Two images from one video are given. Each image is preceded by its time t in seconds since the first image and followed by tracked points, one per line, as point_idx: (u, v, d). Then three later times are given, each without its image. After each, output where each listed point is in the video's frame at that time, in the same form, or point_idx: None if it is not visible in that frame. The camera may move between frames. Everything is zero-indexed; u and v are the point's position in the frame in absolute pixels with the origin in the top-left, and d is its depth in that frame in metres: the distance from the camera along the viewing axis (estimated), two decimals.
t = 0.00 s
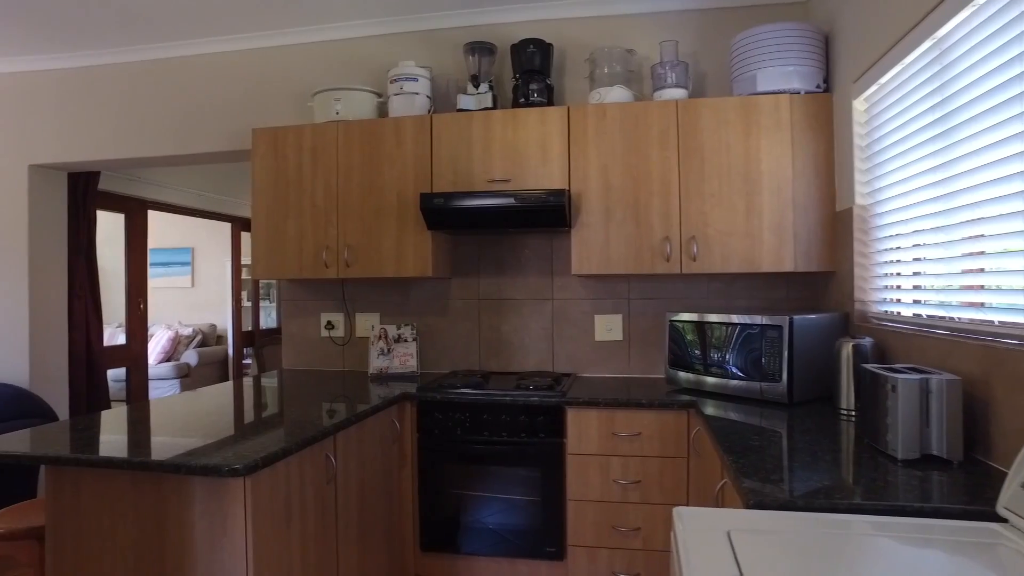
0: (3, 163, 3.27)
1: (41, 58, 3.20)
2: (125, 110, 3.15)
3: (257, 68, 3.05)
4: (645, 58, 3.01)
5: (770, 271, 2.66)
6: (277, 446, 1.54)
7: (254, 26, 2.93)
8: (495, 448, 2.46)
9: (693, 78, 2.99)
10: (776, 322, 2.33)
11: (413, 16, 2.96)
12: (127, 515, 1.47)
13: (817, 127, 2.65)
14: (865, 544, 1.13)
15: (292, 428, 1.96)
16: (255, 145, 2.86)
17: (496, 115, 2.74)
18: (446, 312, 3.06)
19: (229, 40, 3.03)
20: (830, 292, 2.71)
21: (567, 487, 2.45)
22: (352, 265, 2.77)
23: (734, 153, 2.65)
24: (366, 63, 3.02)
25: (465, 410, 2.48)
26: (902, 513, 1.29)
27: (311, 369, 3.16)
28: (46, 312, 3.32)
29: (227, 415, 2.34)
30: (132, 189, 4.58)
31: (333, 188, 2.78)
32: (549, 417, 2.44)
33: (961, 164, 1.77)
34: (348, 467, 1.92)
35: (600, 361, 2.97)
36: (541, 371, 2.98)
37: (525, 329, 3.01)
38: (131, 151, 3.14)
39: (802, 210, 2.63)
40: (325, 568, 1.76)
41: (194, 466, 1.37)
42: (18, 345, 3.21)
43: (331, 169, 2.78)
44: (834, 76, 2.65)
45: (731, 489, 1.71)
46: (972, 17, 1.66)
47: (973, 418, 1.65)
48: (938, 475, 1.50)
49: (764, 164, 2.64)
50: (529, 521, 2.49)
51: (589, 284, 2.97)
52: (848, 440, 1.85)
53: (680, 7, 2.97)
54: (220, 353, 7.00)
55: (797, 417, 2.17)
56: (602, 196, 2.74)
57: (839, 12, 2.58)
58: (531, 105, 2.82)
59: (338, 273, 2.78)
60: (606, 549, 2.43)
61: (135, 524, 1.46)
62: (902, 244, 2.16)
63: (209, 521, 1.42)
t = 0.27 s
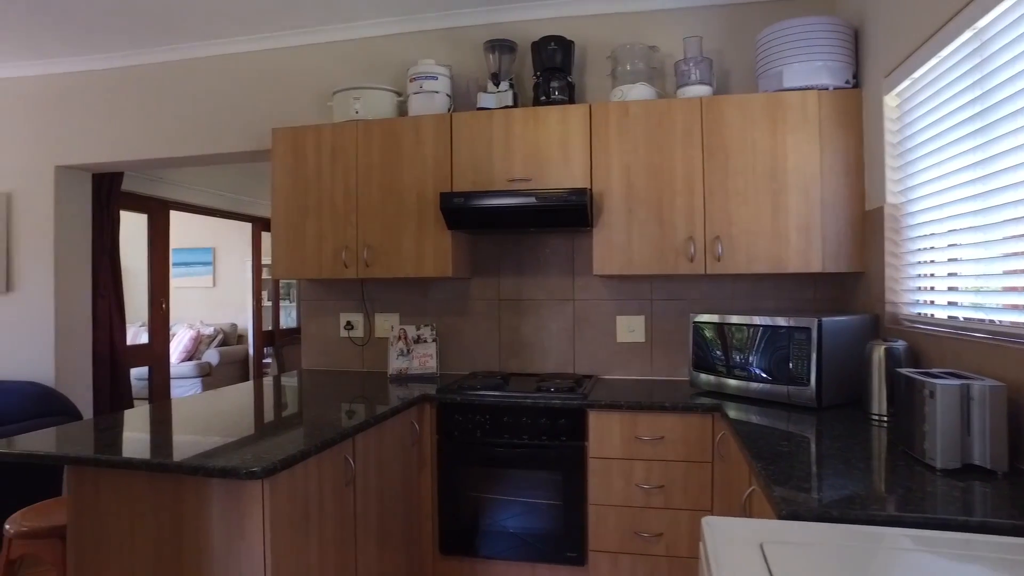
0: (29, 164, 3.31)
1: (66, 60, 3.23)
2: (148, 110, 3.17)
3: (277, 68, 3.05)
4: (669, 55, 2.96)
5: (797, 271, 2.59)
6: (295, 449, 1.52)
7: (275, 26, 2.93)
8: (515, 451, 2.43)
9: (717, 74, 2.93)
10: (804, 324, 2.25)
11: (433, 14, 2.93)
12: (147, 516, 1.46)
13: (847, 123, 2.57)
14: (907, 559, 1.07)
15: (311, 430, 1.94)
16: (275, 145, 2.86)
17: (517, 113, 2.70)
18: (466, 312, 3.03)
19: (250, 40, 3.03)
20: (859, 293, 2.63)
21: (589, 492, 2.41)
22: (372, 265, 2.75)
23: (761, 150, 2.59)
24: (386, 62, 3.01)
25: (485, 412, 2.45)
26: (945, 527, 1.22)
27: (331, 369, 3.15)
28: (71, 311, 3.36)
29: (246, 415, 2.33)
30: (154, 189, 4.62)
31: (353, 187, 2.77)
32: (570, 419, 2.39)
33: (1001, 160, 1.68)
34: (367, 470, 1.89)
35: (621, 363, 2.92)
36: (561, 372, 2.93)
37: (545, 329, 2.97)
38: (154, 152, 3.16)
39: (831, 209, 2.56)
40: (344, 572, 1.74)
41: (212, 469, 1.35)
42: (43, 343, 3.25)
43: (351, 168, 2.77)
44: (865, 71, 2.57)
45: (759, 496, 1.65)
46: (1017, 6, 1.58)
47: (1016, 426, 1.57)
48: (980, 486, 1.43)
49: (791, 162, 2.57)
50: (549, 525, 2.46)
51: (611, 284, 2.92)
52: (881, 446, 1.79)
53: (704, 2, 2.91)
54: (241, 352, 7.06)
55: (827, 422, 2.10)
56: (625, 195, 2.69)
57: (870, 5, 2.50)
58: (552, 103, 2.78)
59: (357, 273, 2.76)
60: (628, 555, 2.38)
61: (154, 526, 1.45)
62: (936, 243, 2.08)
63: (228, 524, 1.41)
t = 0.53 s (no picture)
0: (57, 166, 3.35)
1: (92, 63, 3.27)
2: (172, 112, 3.19)
3: (299, 68, 3.04)
4: (694, 51, 2.89)
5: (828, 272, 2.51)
6: (315, 452, 1.50)
7: (296, 25, 2.92)
8: (537, 454, 2.39)
9: (744, 70, 2.85)
10: (835, 326, 2.16)
11: (455, 12, 2.91)
12: (166, 518, 1.44)
13: (881, 118, 2.48)
14: None
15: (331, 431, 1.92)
16: (296, 145, 2.85)
17: (539, 111, 2.66)
18: (487, 313, 3.00)
19: (272, 41, 3.03)
20: (889, 296, 2.54)
21: (612, 497, 2.36)
22: (392, 265, 2.73)
23: (791, 147, 2.51)
24: (407, 60, 2.98)
25: (506, 415, 2.41)
26: (995, 546, 1.15)
27: (352, 370, 3.14)
28: (97, 310, 3.39)
29: (268, 415, 2.32)
30: (178, 190, 4.67)
31: (374, 187, 2.75)
32: (593, 423, 2.35)
33: None
34: (387, 473, 1.87)
35: (646, 365, 2.86)
36: (584, 374, 2.89)
37: (568, 331, 2.92)
38: (178, 152, 3.18)
39: (864, 208, 2.47)
40: None
41: (231, 472, 1.33)
42: (70, 342, 3.29)
43: (373, 168, 2.75)
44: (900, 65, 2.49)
45: (788, 504, 1.58)
46: None
47: None
48: None
49: (823, 159, 2.49)
50: (572, 530, 2.41)
51: (635, 285, 2.87)
52: (920, 455, 1.71)
53: None
54: (263, 352, 7.11)
55: (859, 428, 2.02)
56: (649, 194, 2.63)
57: None
58: (575, 101, 2.74)
59: (377, 273, 2.74)
60: (652, 562, 2.33)
61: (174, 529, 1.44)
62: (975, 244, 1.99)
63: (247, 528, 1.39)
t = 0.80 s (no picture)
0: (84, 167, 3.39)
1: (118, 64, 3.30)
2: (195, 112, 3.21)
3: (320, 67, 3.03)
4: (721, 45, 2.82)
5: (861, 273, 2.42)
6: (334, 455, 1.47)
7: (317, 24, 2.91)
8: (560, 457, 2.34)
9: (773, 65, 2.77)
10: (870, 329, 2.07)
11: (476, 9, 2.87)
12: (183, 519, 1.43)
13: (918, 112, 2.38)
14: None
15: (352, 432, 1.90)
16: (318, 144, 2.84)
17: (562, 108, 2.61)
18: (509, 314, 2.95)
19: (294, 40, 3.03)
20: (928, 296, 2.44)
21: (637, 502, 2.30)
22: (413, 265, 2.70)
23: (823, 143, 2.43)
24: (429, 58, 2.95)
25: (528, 417, 2.36)
26: None
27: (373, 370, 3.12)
28: (123, 309, 3.42)
29: (288, 416, 2.31)
30: (202, 190, 4.71)
31: (395, 186, 2.73)
32: (618, 426, 2.29)
33: None
34: (407, 476, 1.83)
35: (671, 367, 2.80)
36: (608, 377, 2.83)
37: (591, 332, 2.87)
38: (201, 153, 3.19)
39: (900, 205, 2.38)
40: None
41: (248, 474, 1.30)
42: (97, 341, 3.32)
43: (394, 166, 2.73)
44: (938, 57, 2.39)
45: (823, 512, 1.50)
46: None
47: None
48: None
49: (856, 155, 2.41)
50: (595, 535, 2.36)
51: (660, 285, 2.80)
52: (963, 464, 1.62)
53: None
54: (285, 351, 7.16)
55: (897, 434, 1.92)
56: (675, 192, 2.57)
57: None
58: (599, 97, 2.68)
59: (398, 272, 2.72)
60: (678, 570, 2.26)
61: (191, 529, 1.42)
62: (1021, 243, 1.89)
63: (264, 530, 1.36)
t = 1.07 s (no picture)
0: (110, 167, 3.43)
1: (144, 65, 3.32)
2: (218, 112, 3.22)
3: (342, 65, 3.02)
4: (750, 38, 2.74)
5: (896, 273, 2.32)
6: (352, 457, 1.44)
7: (338, 22, 2.90)
8: (583, 461, 2.28)
9: (804, 58, 2.68)
10: (906, 331, 1.98)
11: (498, 5, 2.83)
12: (200, 521, 1.41)
13: (959, 105, 2.27)
14: None
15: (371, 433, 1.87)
16: (339, 142, 2.82)
17: (585, 104, 2.56)
18: (531, 314, 2.91)
19: (315, 38, 3.02)
20: (969, 297, 2.33)
21: (662, 508, 2.23)
22: (434, 264, 2.67)
23: (857, 137, 2.33)
24: (450, 55, 2.92)
25: (550, 420, 2.32)
26: None
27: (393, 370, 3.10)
28: (147, 307, 3.45)
29: (309, 415, 2.30)
30: (226, 190, 4.75)
31: (416, 184, 2.70)
32: (643, 430, 2.23)
33: None
34: (427, 479, 1.80)
35: (697, 369, 2.73)
36: (632, 378, 2.77)
37: (614, 333, 2.81)
38: (224, 152, 3.20)
39: (939, 202, 2.28)
40: None
41: (264, 477, 1.28)
42: (122, 339, 3.36)
43: (415, 164, 2.70)
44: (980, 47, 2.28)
45: (860, 523, 1.42)
46: None
47: None
48: None
49: (892, 150, 2.31)
50: (618, 541, 2.30)
51: (686, 285, 2.73)
52: (1011, 475, 1.53)
53: None
54: (308, 350, 7.21)
55: (937, 442, 1.83)
56: (702, 189, 2.50)
57: None
58: (623, 93, 2.62)
59: (419, 272, 2.69)
60: None
61: (207, 531, 1.40)
62: None
63: (281, 534, 1.34)
